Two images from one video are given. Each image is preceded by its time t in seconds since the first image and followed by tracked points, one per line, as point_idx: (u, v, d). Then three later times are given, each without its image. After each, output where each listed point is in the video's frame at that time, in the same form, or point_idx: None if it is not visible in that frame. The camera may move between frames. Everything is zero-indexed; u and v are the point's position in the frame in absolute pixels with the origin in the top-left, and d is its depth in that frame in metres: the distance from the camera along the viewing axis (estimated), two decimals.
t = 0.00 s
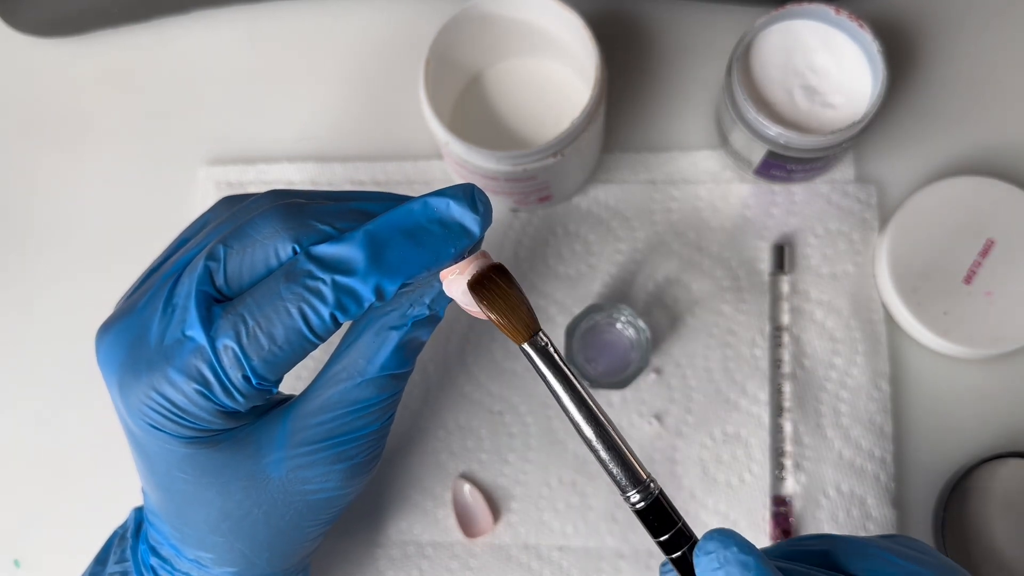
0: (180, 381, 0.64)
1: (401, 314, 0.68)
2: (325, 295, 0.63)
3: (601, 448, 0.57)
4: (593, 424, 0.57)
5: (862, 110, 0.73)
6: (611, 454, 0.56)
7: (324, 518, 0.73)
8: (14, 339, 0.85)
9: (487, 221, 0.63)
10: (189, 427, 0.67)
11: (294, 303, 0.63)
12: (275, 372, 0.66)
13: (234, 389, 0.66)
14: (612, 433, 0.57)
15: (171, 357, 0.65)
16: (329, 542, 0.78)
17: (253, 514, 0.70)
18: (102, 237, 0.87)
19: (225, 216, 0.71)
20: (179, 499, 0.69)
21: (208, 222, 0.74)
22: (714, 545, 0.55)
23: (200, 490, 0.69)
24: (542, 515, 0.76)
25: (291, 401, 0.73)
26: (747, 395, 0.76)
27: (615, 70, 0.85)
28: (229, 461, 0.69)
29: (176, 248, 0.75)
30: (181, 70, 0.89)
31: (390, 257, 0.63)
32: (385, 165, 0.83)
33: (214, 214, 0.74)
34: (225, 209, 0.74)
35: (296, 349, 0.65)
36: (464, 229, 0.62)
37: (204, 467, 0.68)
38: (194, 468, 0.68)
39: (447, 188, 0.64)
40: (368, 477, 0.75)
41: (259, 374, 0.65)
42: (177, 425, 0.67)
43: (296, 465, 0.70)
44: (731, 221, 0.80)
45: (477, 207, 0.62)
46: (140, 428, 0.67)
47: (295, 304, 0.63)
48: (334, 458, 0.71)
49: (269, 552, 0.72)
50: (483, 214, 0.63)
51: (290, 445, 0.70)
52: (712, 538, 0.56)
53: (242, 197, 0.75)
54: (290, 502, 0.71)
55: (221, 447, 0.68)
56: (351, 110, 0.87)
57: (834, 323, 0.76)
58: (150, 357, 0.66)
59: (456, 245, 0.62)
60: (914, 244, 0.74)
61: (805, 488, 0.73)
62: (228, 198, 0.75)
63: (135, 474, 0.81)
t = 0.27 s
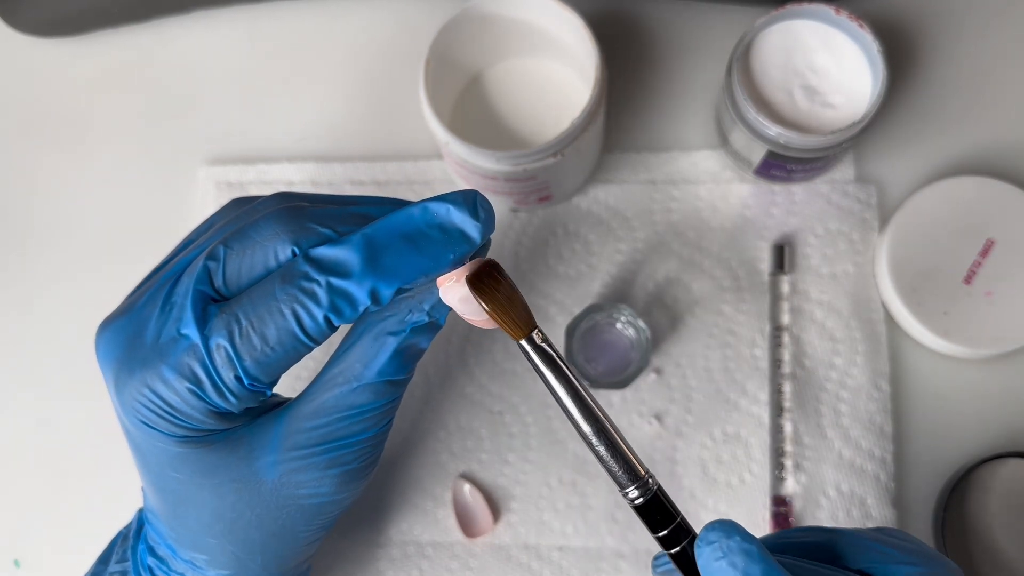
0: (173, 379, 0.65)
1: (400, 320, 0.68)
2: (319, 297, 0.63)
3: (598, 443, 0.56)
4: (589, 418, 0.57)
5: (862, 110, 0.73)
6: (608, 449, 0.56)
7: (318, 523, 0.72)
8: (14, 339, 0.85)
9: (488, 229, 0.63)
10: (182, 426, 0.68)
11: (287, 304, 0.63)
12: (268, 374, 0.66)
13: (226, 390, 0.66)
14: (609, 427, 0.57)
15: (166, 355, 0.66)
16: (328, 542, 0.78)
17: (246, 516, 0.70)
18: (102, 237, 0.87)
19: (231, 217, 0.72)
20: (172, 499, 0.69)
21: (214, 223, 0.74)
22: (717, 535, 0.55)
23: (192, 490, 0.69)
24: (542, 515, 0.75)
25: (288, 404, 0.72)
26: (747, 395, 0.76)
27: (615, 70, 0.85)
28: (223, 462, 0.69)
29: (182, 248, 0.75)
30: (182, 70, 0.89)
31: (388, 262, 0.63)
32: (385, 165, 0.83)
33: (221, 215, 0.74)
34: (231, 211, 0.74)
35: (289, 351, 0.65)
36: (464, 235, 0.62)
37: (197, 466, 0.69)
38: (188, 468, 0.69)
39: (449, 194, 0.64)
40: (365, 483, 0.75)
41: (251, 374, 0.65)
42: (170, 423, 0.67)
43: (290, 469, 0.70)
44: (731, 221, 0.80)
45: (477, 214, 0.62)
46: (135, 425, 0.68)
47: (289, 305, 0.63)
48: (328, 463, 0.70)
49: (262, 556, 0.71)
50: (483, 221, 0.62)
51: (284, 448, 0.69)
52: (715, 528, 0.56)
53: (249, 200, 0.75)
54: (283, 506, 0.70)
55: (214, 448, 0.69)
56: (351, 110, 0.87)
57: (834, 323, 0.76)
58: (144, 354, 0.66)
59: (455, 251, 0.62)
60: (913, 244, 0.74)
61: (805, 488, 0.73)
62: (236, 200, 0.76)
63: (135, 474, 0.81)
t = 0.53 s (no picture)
0: (170, 379, 0.65)
1: (398, 321, 0.68)
2: (316, 298, 0.63)
3: (604, 447, 0.56)
4: (595, 423, 0.57)
5: (862, 110, 0.73)
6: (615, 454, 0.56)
7: (315, 524, 0.72)
8: (14, 339, 0.85)
9: (487, 231, 0.63)
10: (180, 426, 0.68)
11: (285, 306, 0.63)
12: (265, 375, 0.66)
13: (224, 390, 0.66)
14: (613, 430, 0.57)
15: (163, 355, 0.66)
16: (328, 542, 0.78)
17: (242, 517, 0.70)
18: (102, 237, 0.87)
19: (232, 215, 0.72)
20: (170, 499, 0.70)
21: (214, 222, 0.74)
22: (726, 543, 0.55)
23: (190, 490, 0.69)
24: (542, 515, 0.75)
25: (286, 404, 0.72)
26: (747, 395, 0.76)
27: (616, 70, 0.85)
28: (220, 462, 0.69)
29: (182, 247, 0.76)
30: (182, 70, 0.89)
31: (385, 262, 0.63)
32: (385, 165, 0.83)
33: (221, 214, 0.74)
34: (231, 209, 0.74)
35: (287, 352, 0.65)
36: (464, 236, 0.62)
37: (194, 467, 0.69)
38: (185, 468, 0.69)
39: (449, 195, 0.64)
40: (362, 484, 0.75)
41: (248, 375, 0.65)
42: (167, 422, 0.67)
43: (286, 470, 0.70)
44: (731, 221, 0.80)
45: (477, 216, 0.62)
46: (133, 425, 0.68)
47: (286, 306, 0.63)
48: (325, 464, 0.70)
49: (259, 556, 0.71)
50: (483, 223, 0.63)
51: (281, 449, 0.69)
52: (723, 536, 0.56)
53: (249, 199, 0.75)
54: (280, 507, 0.70)
55: (211, 448, 0.69)
56: (351, 110, 0.87)
57: (834, 323, 0.76)
58: (142, 353, 0.66)
59: (453, 252, 0.62)
60: (913, 244, 0.74)
61: (805, 488, 0.73)
62: (237, 199, 0.76)
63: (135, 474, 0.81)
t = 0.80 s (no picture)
0: (166, 380, 0.65)
1: (392, 319, 0.68)
2: (312, 298, 0.63)
3: (596, 459, 0.58)
4: (586, 436, 0.58)
5: (862, 110, 0.73)
6: (609, 468, 0.57)
7: (312, 524, 0.72)
8: (14, 339, 0.85)
9: (481, 227, 0.62)
10: (176, 426, 0.68)
11: (281, 305, 0.63)
12: (261, 374, 0.65)
13: (219, 390, 0.66)
14: (604, 443, 0.58)
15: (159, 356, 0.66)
16: (328, 542, 0.78)
17: (239, 517, 0.70)
18: (102, 237, 0.87)
19: (226, 214, 0.72)
20: (166, 499, 0.69)
21: (208, 221, 0.74)
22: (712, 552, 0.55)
23: (186, 490, 0.69)
24: (542, 515, 0.75)
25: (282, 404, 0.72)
26: (747, 395, 0.76)
27: (615, 69, 0.85)
28: (217, 462, 0.69)
29: (176, 246, 0.76)
30: (182, 70, 0.89)
31: (380, 261, 0.63)
32: (385, 165, 0.83)
33: (215, 213, 0.74)
34: (225, 208, 0.74)
35: (282, 352, 0.65)
36: (458, 233, 0.62)
37: (191, 467, 0.68)
38: (181, 468, 0.69)
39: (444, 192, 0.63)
40: (360, 483, 0.74)
41: (244, 375, 0.65)
42: (163, 423, 0.67)
43: (283, 469, 0.70)
44: (730, 221, 0.80)
45: (472, 213, 0.62)
46: (129, 425, 0.68)
47: (282, 306, 0.63)
48: (322, 463, 0.70)
49: (256, 556, 0.71)
50: (477, 220, 0.62)
51: (277, 448, 0.69)
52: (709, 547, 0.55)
53: (243, 197, 0.75)
54: (277, 507, 0.70)
55: (208, 448, 0.69)
56: (351, 110, 0.86)
57: (834, 323, 0.76)
58: (138, 354, 0.66)
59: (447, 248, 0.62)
60: (913, 244, 0.74)
61: (805, 488, 0.73)
62: (231, 198, 0.76)
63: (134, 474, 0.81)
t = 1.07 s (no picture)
0: (167, 379, 0.65)
1: (393, 317, 0.67)
2: (313, 296, 0.63)
3: (541, 494, 0.57)
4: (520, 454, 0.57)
5: (862, 110, 0.73)
6: (552, 501, 0.56)
7: (313, 523, 0.72)
8: (14, 339, 0.85)
9: (480, 223, 0.62)
10: (176, 425, 0.68)
11: (281, 304, 0.63)
12: (261, 373, 0.66)
13: (220, 389, 0.66)
14: (550, 478, 0.57)
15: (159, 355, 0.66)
16: (328, 542, 0.78)
17: (241, 516, 0.70)
18: (102, 237, 0.87)
19: (223, 214, 0.72)
20: (167, 499, 0.69)
21: (206, 220, 0.74)
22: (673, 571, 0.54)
23: (187, 490, 0.69)
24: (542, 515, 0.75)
25: (282, 403, 0.72)
26: (747, 395, 0.76)
27: (614, 70, 0.85)
28: (217, 461, 0.69)
29: (173, 246, 0.76)
30: (182, 70, 0.89)
31: (380, 259, 0.63)
32: (385, 165, 0.83)
33: (213, 213, 0.74)
34: (223, 207, 0.74)
35: (283, 350, 0.65)
36: (457, 229, 0.62)
37: (192, 466, 0.68)
38: (182, 467, 0.69)
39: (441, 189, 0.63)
40: (361, 482, 0.75)
41: (245, 374, 0.65)
42: (164, 422, 0.67)
43: (284, 468, 0.70)
44: (730, 221, 0.80)
45: (470, 209, 0.62)
46: (129, 425, 0.68)
47: (283, 305, 0.63)
48: (323, 462, 0.70)
49: (258, 555, 0.71)
50: (475, 216, 0.62)
51: (278, 447, 0.69)
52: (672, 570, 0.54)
53: (241, 196, 0.75)
54: (278, 506, 0.70)
55: (209, 447, 0.69)
56: (351, 110, 0.87)
57: (834, 323, 0.76)
58: (138, 354, 0.66)
59: (446, 245, 0.62)
60: (913, 244, 0.74)
61: (805, 488, 0.73)
62: (228, 197, 0.76)
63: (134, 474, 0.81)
